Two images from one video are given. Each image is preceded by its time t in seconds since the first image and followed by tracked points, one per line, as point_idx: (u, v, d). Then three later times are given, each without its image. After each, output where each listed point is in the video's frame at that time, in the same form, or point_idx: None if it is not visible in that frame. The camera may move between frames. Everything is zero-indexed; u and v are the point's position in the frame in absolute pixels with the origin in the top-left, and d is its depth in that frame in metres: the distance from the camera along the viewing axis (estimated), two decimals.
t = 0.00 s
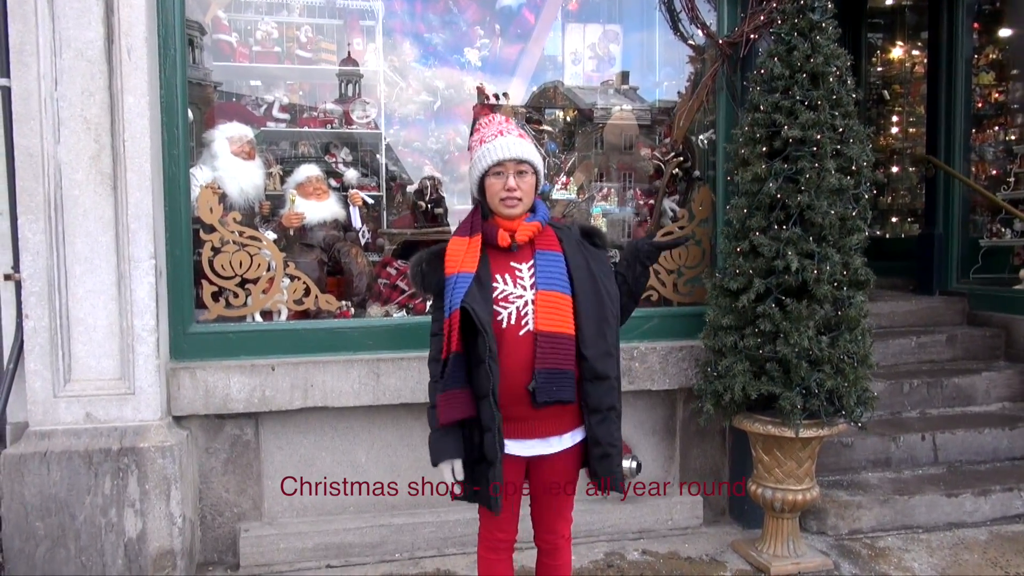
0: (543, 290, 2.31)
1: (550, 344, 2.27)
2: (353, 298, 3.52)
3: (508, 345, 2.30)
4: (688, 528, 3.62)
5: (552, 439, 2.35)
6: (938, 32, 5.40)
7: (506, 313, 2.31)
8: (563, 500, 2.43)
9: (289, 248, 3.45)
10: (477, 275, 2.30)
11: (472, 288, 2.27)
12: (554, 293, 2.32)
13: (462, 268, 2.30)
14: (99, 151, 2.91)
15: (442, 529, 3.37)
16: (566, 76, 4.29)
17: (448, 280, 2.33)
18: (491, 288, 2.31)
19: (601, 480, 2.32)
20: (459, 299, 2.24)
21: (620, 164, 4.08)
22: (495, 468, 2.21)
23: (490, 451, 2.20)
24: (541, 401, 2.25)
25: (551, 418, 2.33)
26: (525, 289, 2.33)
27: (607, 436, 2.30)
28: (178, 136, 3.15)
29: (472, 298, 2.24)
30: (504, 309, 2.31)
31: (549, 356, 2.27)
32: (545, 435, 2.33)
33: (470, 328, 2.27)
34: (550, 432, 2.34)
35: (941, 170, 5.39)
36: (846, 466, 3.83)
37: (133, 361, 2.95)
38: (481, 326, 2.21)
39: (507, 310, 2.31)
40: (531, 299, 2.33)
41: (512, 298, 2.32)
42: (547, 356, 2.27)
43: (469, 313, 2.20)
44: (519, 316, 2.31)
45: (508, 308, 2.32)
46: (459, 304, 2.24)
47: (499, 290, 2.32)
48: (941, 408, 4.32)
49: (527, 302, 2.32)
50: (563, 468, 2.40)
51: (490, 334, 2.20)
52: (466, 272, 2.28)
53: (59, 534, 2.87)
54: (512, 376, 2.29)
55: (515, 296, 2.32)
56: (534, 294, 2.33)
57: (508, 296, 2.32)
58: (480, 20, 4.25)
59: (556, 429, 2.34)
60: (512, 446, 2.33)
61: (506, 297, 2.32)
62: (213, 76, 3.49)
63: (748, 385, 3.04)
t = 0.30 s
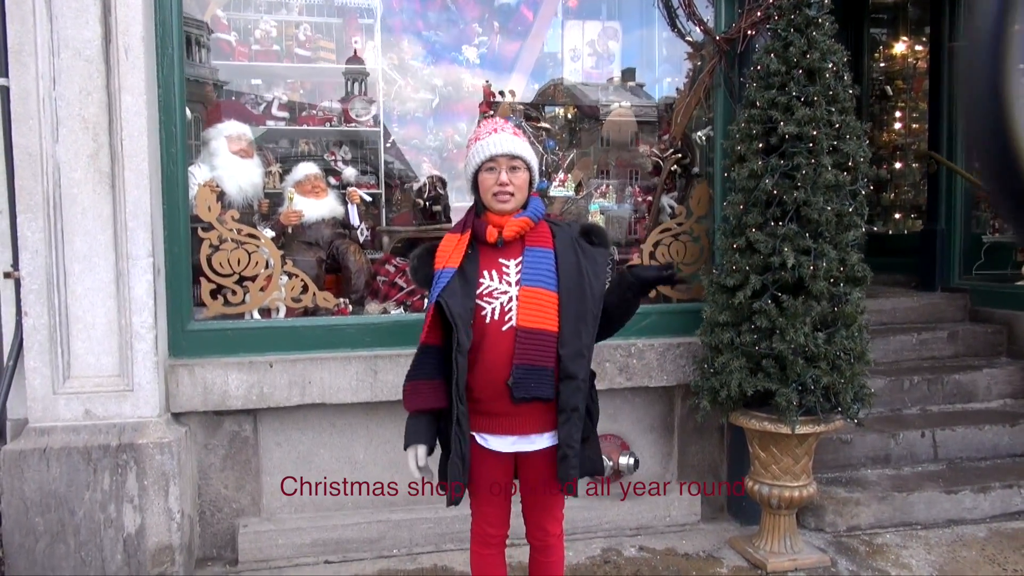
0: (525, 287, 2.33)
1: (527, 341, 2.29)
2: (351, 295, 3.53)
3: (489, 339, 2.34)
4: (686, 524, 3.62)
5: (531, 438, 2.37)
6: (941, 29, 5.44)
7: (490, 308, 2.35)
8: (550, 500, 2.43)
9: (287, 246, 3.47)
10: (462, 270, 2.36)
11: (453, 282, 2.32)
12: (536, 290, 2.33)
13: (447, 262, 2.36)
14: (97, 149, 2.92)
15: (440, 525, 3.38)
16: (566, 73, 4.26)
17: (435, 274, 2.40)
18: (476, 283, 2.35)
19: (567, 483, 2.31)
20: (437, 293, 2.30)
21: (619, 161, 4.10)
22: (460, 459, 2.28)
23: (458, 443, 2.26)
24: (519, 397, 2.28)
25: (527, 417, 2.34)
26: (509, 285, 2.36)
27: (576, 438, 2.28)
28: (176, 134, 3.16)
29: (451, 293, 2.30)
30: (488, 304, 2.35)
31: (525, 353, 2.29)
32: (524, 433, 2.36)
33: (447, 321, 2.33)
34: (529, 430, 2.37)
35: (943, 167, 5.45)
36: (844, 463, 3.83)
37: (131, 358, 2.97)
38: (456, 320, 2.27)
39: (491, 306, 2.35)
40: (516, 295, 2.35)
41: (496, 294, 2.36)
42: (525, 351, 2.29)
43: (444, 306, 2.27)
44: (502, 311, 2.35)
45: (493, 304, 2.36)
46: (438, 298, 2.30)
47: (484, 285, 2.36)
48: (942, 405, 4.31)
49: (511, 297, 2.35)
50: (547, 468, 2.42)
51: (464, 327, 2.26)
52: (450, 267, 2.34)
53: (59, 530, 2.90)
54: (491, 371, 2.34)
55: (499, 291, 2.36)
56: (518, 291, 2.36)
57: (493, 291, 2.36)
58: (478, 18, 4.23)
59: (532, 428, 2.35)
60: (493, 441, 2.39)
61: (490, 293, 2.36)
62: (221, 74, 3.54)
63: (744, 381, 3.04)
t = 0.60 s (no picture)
0: (520, 284, 2.34)
1: (519, 338, 2.31)
2: (352, 293, 3.55)
3: (481, 333, 2.36)
4: (686, 521, 3.62)
5: (524, 432, 2.39)
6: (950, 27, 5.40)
7: (484, 303, 2.37)
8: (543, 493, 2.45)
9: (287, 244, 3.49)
10: (459, 263, 2.38)
11: (451, 274, 2.34)
12: (530, 287, 2.34)
13: (446, 254, 2.38)
14: (99, 149, 2.97)
15: (440, 522, 3.39)
16: (569, 70, 4.25)
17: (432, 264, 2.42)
18: (472, 277, 2.37)
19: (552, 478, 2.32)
20: (435, 284, 2.32)
21: (620, 158, 4.07)
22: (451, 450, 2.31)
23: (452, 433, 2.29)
24: (513, 392, 2.31)
25: (518, 412, 2.36)
26: (505, 281, 2.38)
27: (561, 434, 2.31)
28: (178, 133, 3.20)
29: (450, 286, 2.32)
30: (482, 298, 2.37)
31: (517, 350, 2.31)
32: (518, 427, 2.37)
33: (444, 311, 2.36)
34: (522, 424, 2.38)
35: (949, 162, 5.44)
36: (848, 460, 3.81)
37: (133, 355, 3.01)
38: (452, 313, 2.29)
39: (486, 300, 2.37)
40: (511, 291, 2.37)
41: (492, 289, 2.37)
42: (517, 348, 2.31)
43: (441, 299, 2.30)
44: (497, 306, 2.36)
45: (487, 298, 2.38)
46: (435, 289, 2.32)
47: (479, 280, 2.38)
48: (948, 402, 4.28)
49: (505, 293, 2.37)
50: (539, 461, 2.44)
51: (460, 320, 2.29)
52: (448, 260, 2.35)
53: (63, 524, 2.94)
54: (485, 364, 2.36)
55: (495, 287, 2.37)
56: (513, 287, 2.37)
57: (488, 286, 2.38)
58: (480, 15, 4.21)
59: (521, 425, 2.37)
60: (485, 436, 2.40)
61: (486, 287, 2.38)
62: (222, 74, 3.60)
63: (742, 378, 3.02)
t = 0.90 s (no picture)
0: (525, 286, 2.32)
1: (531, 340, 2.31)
2: (352, 293, 3.55)
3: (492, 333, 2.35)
4: (688, 524, 3.59)
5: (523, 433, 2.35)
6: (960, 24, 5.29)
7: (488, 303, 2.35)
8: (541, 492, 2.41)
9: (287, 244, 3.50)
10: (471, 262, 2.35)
11: (470, 273, 2.32)
12: (536, 290, 2.32)
13: (457, 253, 2.35)
14: (101, 150, 2.99)
15: (439, 522, 3.39)
16: (574, 71, 4.20)
17: (442, 263, 2.37)
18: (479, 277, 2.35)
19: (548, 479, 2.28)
20: (461, 282, 2.29)
21: (624, 158, 4.05)
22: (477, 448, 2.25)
23: (477, 430, 2.24)
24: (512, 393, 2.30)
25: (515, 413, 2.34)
26: (508, 282, 2.36)
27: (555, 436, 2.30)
28: (179, 135, 3.22)
29: (474, 284, 2.30)
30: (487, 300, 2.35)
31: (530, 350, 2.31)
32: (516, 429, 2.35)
33: (465, 307, 2.33)
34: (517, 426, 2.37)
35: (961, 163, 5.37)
36: (853, 463, 3.76)
37: (133, 354, 3.03)
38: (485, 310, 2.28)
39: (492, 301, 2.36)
40: (513, 293, 2.35)
41: (495, 290, 2.36)
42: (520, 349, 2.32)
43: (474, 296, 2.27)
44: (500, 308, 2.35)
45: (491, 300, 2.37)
46: (461, 287, 2.29)
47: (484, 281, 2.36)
48: (957, 405, 4.21)
49: (508, 295, 2.36)
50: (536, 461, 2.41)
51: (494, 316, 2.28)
52: (463, 257, 2.33)
53: (64, 522, 2.97)
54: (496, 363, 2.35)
55: (497, 288, 2.36)
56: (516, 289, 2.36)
57: (492, 287, 2.36)
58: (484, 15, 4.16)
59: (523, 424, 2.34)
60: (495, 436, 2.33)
61: (489, 288, 2.36)
62: (219, 75, 3.57)
63: (741, 380, 2.99)
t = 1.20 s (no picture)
0: (514, 288, 2.25)
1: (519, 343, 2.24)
2: (340, 295, 3.53)
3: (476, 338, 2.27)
4: (678, 530, 3.55)
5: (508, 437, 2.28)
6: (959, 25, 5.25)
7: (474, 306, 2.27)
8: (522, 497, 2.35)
9: (275, 246, 3.48)
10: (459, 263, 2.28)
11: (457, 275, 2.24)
12: (525, 292, 2.25)
13: (445, 253, 2.27)
14: (85, 150, 2.98)
15: (425, 526, 3.36)
16: (567, 73, 4.16)
17: (428, 263, 2.28)
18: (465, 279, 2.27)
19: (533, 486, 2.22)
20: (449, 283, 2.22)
21: (616, 160, 4.00)
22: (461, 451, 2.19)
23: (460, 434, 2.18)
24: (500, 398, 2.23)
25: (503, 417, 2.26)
26: (496, 285, 2.29)
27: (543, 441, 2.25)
28: (165, 136, 3.21)
29: (462, 286, 2.23)
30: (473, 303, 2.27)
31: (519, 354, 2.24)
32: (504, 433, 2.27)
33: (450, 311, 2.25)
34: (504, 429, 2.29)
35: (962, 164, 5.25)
36: (846, 469, 3.71)
37: (117, 356, 3.02)
38: (471, 313, 2.21)
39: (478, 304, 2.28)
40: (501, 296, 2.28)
41: (482, 292, 2.28)
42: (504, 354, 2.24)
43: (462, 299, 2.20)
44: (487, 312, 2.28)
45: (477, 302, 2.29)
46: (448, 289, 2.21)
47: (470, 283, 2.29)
48: (954, 410, 4.16)
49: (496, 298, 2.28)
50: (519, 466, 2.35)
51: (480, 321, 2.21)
52: (451, 259, 2.25)
53: (46, 524, 2.96)
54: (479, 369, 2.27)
55: (485, 290, 2.28)
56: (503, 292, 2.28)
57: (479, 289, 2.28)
58: (475, 18, 4.12)
59: (509, 428, 2.27)
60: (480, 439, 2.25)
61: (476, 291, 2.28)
62: (223, 77, 3.63)
63: (729, 384, 2.96)
